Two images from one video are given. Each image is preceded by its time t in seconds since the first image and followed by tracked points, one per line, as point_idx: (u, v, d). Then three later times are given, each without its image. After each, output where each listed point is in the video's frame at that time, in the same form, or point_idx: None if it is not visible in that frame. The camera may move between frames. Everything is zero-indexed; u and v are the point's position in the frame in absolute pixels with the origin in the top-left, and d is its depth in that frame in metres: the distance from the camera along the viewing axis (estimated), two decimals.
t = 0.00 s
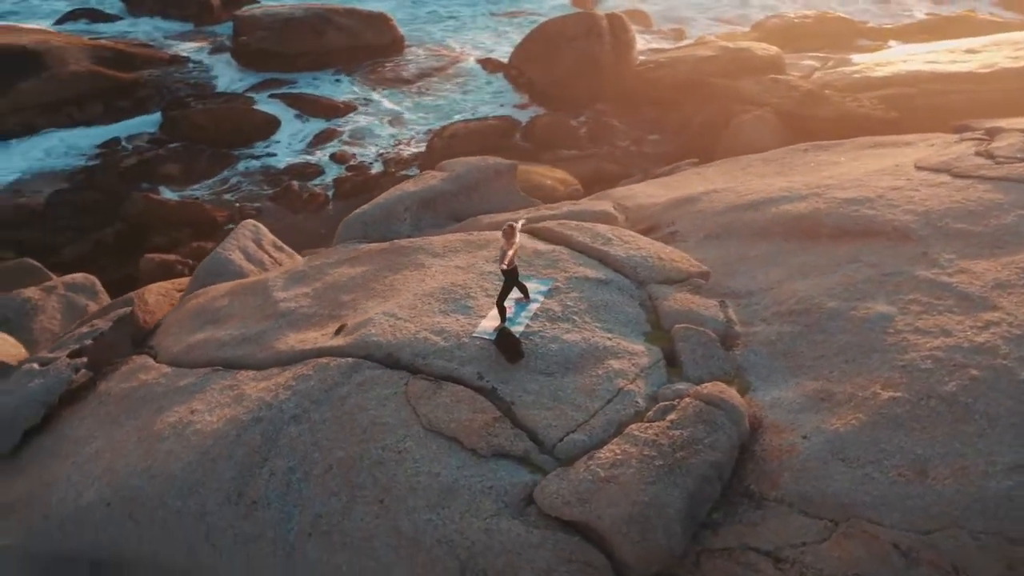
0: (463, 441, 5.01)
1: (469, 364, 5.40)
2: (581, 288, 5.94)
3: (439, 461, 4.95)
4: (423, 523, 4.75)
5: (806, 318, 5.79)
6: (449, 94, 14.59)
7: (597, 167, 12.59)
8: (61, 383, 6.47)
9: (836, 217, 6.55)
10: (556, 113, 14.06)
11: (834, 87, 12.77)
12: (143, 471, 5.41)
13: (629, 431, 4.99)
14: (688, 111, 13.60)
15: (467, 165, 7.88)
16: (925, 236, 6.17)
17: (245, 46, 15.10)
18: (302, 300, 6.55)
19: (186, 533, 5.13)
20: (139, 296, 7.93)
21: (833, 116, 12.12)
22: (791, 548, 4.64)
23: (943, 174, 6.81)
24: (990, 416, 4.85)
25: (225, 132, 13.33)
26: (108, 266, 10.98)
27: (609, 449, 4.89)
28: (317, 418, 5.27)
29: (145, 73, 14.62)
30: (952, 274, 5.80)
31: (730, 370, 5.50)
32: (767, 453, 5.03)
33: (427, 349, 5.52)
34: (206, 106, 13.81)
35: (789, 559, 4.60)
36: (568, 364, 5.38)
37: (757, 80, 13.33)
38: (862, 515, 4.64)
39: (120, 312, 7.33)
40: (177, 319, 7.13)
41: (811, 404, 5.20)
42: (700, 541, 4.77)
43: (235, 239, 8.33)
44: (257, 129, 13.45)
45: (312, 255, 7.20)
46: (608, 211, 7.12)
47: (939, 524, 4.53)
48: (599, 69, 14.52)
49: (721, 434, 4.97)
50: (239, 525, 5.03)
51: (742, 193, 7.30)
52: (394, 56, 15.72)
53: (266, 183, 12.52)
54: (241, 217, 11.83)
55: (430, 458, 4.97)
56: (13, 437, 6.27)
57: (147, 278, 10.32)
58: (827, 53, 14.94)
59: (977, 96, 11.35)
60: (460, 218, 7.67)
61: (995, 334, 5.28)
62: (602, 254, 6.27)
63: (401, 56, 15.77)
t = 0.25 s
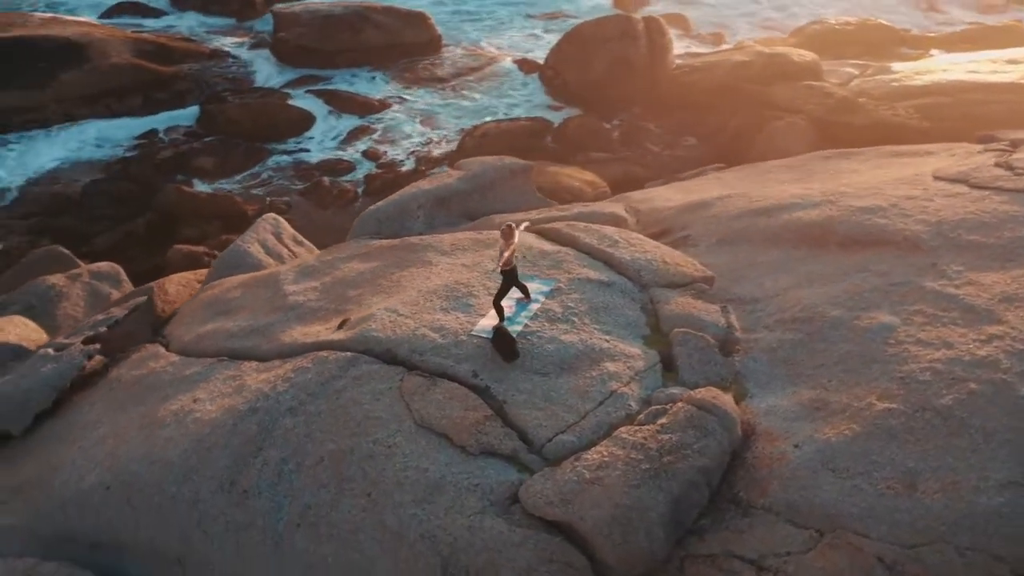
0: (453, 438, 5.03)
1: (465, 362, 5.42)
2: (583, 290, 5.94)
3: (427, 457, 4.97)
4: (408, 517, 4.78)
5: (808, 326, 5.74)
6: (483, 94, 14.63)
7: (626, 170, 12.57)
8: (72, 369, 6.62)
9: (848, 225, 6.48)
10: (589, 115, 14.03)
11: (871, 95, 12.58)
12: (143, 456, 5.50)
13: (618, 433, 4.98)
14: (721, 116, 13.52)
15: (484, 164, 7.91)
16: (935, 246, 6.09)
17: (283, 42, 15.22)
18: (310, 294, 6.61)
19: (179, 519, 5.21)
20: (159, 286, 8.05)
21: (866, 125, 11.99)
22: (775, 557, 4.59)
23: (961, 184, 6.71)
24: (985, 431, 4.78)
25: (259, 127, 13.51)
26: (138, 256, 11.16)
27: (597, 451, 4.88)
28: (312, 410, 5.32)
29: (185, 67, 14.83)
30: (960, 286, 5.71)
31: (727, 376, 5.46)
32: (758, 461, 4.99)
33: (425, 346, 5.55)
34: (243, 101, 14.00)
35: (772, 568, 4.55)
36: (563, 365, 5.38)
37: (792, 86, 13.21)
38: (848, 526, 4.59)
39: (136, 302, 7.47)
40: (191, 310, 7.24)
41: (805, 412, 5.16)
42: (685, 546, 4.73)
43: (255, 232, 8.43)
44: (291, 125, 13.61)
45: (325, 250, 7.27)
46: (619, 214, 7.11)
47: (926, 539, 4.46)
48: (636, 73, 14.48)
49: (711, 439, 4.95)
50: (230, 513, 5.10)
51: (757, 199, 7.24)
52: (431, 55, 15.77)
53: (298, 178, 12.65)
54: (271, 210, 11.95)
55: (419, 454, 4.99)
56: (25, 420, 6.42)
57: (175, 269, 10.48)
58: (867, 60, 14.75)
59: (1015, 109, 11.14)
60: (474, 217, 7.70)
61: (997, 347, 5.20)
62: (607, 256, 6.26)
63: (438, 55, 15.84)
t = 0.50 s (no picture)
0: (443, 435, 5.06)
1: (461, 360, 5.44)
2: (585, 291, 5.94)
3: (417, 453, 5.00)
4: (394, 512, 4.82)
5: (809, 335, 5.68)
6: (517, 95, 14.65)
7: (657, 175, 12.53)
8: (85, 355, 6.73)
9: (859, 234, 6.41)
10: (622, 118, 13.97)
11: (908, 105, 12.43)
12: (143, 442, 5.59)
13: (607, 436, 4.97)
14: (755, 122, 13.39)
15: (501, 164, 7.94)
16: (946, 257, 6.00)
17: (322, 39, 15.38)
18: (318, 289, 6.67)
19: (175, 505, 5.29)
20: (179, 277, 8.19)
21: (901, 135, 11.81)
22: (758, 566, 4.54)
23: (977, 196, 6.60)
24: (980, 446, 4.70)
25: (294, 122, 13.66)
26: (168, 246, 11.33)
27: (585, 452, 4.88)
28: (308, 403, 5.38)
29: (224, 62, 15.03)
30: (966, 299, 5.63)
31: (724, 382, 5.43)
32: (748, 468, 4.95)
33: (423, 343, 5.58)
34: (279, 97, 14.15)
35: None
36: (558, 366, 5.38)
37: (828, 94, 13.06)
38: (834, 538, 4.54)
39: (153, 291, 7.59)
40: (205, 301, 7.34)
41: (800, 421, 5.11)
42: (669, 551, 4.71)
43: (275, 226, 8.53)
44: (325, 122, 13.75)
45: (339, 246, 7.33)
46: (631, 217, 7.09)
47: (912, 554, 4.40)
48: (671, 78, 14.27)
49: (700, 445, 4.92)
50: (222, 502, 5.18)
51: (770, 206, 7.19)
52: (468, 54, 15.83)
53: (329, 174, 12.77)
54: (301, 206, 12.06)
55: (409, 449, 5.02)
56: (38, 404, 6.55)
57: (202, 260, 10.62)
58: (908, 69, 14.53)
59: None
60: (489, 217, 7.71)
61: (999, 361, 5.12)
62: (612, 259, 6.25)
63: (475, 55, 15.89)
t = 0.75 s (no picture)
0: (433, 432, 5.08)
1: (456, 357, 5.46)
2: (586, 293, 5.93)
3: (405, 448, 5.03)
4: (379, 506, 4.85)
5: (810, 343, 5.63)
6: (551, 95, 14.61)
7: (687, 180, 12.46)
8: (98, 342, 6.87)
9: (869, 244, 6.33)
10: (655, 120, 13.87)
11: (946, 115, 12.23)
12: (144, 429, 5.69)
13: (596, 437, 4.96)
14: (790, 127, 13.24)
15: (517, 165, 7.95)
16: (955, 269, 5.91)
17: (360, 36, 15.50)
18: (327, 283, 6.72)
19: (171, 491, 5.37)
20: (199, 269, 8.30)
21: (936, 146, 11.63)
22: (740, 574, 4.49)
23: (993, 208, 6.50)
24: (971, 461, 4.63)
25: (328, 119, 13.79)
26: (196, 238, 11.49)
27: (572, 453, 4.87)
28: (304, 395, 5.43)
29: (263, 57, 15.22)
30: (972, 312, 5.53)
31: (720, 388, 5.40)
32: (737, 476, 4.92)
33: (421, 340, 5.61)
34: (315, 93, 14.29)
35: None
36: (553, 367, 5.38)
37: (864, 101, 12.88)
38: (817, 548, 4.48)
39: (170, 281, 7.71)
40: (220, 292, 7.43)
41: (792, 430, 5.07)
42: (652, 556, 4.69)
43: (295, 221, 8.61)
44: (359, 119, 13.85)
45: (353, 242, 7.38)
46: (643, 220, 7.06)
47: (894, 568, 4.34)
48: (706, 81, 14.22)
49: (689, 451, 4.89)
50: (216, 490, 5.25)
51: (783, 213, 7.13)
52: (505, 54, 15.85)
53: (360, 171, 12.87)
54: (331, 201, 12.15)
55: (398, 444, 5.05)
56: (51, 388, 6.69)
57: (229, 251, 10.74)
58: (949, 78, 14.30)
59: None
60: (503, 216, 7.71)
61: (998, 377, 5.03)
62: (617, 262, 6.23)
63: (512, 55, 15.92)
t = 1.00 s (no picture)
0: (424, 428, 5.10)
1: (452, 355, 5.49)
2: (587, 295, 5.93)
3: (395, 443, 5.06)
4: (365, 500, 4.89)
5: (811, 352, 5.58)
6: (586, 95, 14.56)
7: (715, 185, 12.37)
8: (112, 329, 6.99)
9: (879, 254, 6.25)
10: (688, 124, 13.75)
11: (984, 126, 12.01)
12: (145, 416, 5.78)
13: (584, 439, 4.95)
14: (824, 134, 13.06)
15: (533, 165, 7.96)
16: (963, 282, 5.82)
17: (398, 34, 15.55)
18: (335, 278, 6.77)
19: (168, 478, 5.45)
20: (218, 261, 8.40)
21: (972, 156, 11.39)
22: None
23: (1009, 222, 6.39)
24: (961, 477, 4.56)
25: (362, 116, 13.89)
26: (225, 230, 11.63)
27: (559, 454, 4.87)
28: (300, 387, 5.49)
29: (301, 53, 15.37)
30: (976, 326, 5.44)
31: (716, 395, 5.36)
32: (725, 483, 4.88)
33: (419, 336, 5.64)
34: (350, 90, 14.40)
35: None
36: (547, 367, 5.39)
37: (901, 109, 12.66)
38: (799, 559, 4.42)
39: (187, 274, 7.84)
40: (234, 284, 7.52)
41: (785, 439, 5.02)
42: (635, 560, 4.66)
43: (314, 216, 8.68)
44: (392, 116, 13.93)
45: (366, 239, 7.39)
46: (655, 224, 7.02)
47: None
48: (740, 85, 14.01)
49: (677, 456, 4.87)
50: (210, 478, 5.32)
51: (797, 220, 7.06)
52: (541, 55, 15.85)
53: (390, 168, 12.94)
54: (359, 197, 12.21)
55: (388, 439, 5.08)
56: (64, 373, 6.81)
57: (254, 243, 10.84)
58: (991, 88, 14.04)
59: None
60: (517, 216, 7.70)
61: (997, 393, 4.95)
62: (621, 265, 6.22)
63: (548, 55, 15.92)
